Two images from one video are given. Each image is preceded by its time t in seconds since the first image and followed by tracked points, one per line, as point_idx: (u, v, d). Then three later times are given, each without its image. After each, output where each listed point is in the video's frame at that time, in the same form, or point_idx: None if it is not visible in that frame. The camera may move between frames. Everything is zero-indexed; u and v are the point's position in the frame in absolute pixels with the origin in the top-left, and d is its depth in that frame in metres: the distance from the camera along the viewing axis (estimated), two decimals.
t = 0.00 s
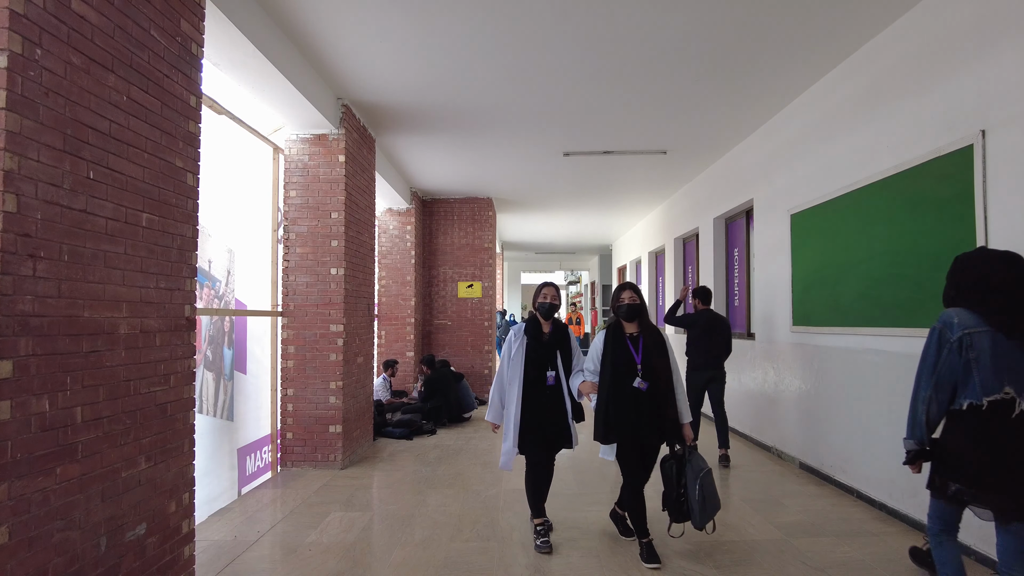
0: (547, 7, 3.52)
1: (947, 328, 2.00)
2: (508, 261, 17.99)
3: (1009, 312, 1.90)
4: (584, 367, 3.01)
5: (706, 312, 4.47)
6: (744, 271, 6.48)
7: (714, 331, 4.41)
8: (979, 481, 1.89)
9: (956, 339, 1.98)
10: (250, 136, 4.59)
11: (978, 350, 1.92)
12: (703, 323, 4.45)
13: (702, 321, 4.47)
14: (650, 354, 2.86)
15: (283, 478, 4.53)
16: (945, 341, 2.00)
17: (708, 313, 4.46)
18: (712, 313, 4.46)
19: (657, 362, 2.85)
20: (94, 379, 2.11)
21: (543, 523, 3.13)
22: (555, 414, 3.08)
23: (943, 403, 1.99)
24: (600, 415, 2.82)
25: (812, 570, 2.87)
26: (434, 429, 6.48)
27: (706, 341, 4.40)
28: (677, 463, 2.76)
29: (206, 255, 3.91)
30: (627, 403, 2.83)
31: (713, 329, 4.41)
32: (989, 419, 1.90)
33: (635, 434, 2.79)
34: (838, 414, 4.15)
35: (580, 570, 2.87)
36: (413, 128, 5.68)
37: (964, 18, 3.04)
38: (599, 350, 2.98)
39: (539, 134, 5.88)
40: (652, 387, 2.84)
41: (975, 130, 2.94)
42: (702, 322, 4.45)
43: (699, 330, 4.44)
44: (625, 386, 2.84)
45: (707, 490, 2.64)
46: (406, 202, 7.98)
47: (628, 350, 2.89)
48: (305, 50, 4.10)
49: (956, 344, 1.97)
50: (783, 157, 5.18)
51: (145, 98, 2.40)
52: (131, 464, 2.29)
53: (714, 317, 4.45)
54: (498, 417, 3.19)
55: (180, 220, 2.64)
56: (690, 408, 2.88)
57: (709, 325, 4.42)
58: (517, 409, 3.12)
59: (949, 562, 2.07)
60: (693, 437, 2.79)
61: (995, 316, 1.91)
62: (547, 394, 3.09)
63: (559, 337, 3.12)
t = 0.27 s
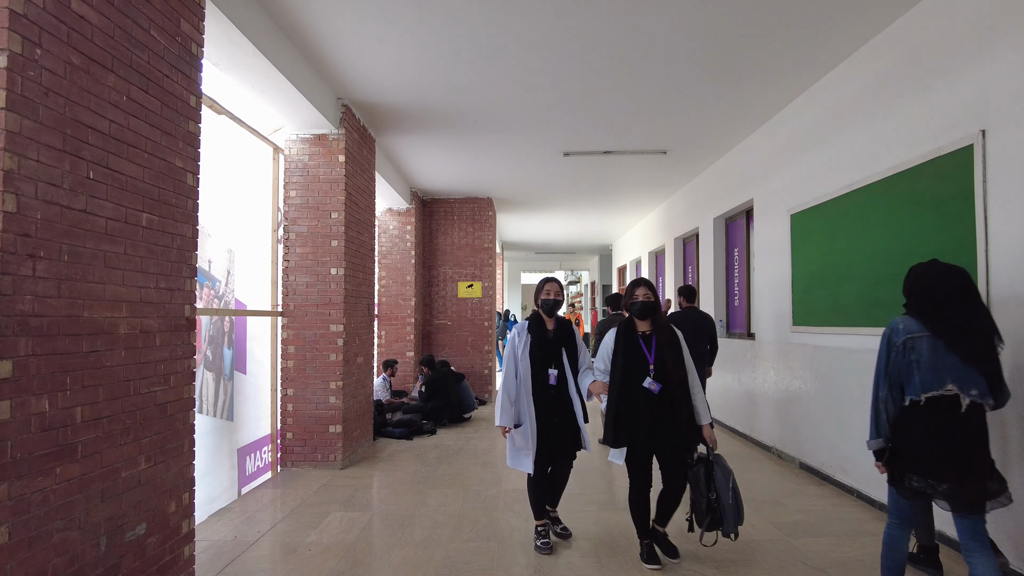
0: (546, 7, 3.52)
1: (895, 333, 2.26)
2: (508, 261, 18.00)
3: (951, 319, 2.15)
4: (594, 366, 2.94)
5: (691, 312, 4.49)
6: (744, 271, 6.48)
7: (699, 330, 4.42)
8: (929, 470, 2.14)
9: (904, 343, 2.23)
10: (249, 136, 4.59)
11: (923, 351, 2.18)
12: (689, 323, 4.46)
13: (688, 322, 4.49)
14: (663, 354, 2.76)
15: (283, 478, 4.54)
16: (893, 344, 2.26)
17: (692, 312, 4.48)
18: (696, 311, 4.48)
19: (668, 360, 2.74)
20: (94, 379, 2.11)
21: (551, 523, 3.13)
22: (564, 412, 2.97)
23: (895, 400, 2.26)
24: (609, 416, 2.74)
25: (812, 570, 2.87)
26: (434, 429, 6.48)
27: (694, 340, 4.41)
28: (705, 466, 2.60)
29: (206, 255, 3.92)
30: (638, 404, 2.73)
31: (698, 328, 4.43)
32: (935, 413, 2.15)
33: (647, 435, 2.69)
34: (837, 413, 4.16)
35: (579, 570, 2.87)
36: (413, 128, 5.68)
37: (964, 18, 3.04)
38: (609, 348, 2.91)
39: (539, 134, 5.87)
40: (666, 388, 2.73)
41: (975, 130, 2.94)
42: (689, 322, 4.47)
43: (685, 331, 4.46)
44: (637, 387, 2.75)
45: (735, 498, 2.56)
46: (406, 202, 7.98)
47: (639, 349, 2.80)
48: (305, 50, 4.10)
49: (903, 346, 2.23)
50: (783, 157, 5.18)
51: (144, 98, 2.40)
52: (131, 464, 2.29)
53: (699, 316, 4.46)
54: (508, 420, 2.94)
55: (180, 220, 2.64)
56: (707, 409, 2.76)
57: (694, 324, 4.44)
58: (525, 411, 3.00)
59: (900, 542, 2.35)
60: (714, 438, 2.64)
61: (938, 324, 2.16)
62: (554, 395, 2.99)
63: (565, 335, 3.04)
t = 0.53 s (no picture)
0: (546, 6, 3.52)
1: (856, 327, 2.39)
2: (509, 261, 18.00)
3: (904, 313, 2.32)
4: (611, 369, 2.86)
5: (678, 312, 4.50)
6: (744, 271, 6.47)
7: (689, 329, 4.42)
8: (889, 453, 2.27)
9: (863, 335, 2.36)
10: (249, 136, 4.59)
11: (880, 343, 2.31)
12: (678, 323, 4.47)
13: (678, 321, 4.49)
14: (682, 358, 2.62)
15: (283, 478, 4.54)
16: (854, 337, 2.38)
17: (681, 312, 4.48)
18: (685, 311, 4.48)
19: (688, 366, 2.61)
20: (94, 380, 2.11)
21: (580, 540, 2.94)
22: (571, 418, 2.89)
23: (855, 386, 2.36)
24: (623, 420, 2.67)
25: (812, 570, 2.87)
26: (434, 429, 6.48)
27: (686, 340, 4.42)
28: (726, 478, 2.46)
29: (206, 255, 3.92)
30: (653, 410, 2.63)
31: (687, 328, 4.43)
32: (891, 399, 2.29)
33: (661, 443, 2.59)
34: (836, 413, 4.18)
35: (579, 570, 2.87)
36: (413, 128, 5.68)
37: (964, 17, 3.04)
38: (627, 350, 2.82)
39: (539, 134, 5.87)
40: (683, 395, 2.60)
41: (976, 131, 2.94)
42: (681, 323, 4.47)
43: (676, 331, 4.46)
44: (654, 391, 2.63)
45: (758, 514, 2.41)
46: (406, 202, 7.98)
47: (658, 352, 2.67)
48: (305, 50, 4.10)
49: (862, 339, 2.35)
50: (783, 157, 5.18)
51: (144, 98, 2.40)
52: (132, 464, 2.29)
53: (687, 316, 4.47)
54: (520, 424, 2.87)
55: (180, 220, 2.64)
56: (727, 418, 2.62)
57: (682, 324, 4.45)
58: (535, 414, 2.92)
59: (884, 532, 2.33)
60: (733, 450, 2.52)
61: (897, 316, 2.31)
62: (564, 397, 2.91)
63: (572, 335, 2.96)
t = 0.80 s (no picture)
0: (546, 6, 3.52)
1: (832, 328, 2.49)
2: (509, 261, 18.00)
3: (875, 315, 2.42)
4: (634, 366, 2.71)
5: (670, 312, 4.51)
6: (744, 271, 6.48)
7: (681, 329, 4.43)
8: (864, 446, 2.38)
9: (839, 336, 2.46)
10: (249, 136, 4.59)
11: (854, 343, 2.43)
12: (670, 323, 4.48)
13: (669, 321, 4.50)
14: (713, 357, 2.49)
15: (283, 478, 4.54)
16: (830, 338, 2.48)
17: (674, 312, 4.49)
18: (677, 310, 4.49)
19: (719, 366, 2.48)
20: (94, 380, 2.11)
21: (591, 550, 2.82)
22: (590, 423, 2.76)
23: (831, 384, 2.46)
24: (645, 420, 2.52)
25: (812, 570, 2.87)
26: (434, 429, 6.48)
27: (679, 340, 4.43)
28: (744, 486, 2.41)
29: (206, 255, 3.92)
30: (679, 412, 2.48)
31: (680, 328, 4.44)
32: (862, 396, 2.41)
33: (687, 445, 2.44)
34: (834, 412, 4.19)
35: (579, 570, 2.87)
36: (413, 128, 5.68)
37: (964, 17, 3.04)
38: (651, 346, 2.67)
39: (539, 134, 5.88)
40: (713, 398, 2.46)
41: (977, 131, 2.94)
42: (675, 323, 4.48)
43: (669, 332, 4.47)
44: (683, 391, 2.47)
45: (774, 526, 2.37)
46: (406, 202, 7.98)
47: (686, 350, 2.52)
48: (306, 51, 4.10)
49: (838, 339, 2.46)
50: (783, 157, 5.18)
51: (144, 98, 2.40)
52: (132, 465, 2.28)
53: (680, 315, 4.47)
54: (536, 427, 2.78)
55: (181, 220, 2.64)
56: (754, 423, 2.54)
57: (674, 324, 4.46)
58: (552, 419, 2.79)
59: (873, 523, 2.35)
60: (759, 457, 2.42)
61: (868, 316, 2.42)
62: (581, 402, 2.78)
63: (591, 336, 2.85)
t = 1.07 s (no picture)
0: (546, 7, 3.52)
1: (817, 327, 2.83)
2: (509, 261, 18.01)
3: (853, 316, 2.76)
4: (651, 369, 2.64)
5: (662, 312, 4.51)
6: (744, 271, 6.48)
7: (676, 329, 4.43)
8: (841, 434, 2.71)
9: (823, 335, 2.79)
10: (250, 136, 4.58)
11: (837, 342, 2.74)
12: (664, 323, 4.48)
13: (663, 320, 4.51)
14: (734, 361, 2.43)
15: (284, 478, 4.54)
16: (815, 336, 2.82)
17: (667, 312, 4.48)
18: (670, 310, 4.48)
19: (739, 366, 2.43)
20: (95, 381, 2.11)
21: (592, 553, 2.79)
22: (614, 427, 2.70)
23: (815, 378, 2.78)
24: (668, 429, 2.44)
25: (812, 570, 2.87)
26: (434, 429, 6.48)
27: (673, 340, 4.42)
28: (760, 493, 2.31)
29: (206, 255, 3.92)
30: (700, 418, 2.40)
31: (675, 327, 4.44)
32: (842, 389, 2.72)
33: (711, 452, 2.37)
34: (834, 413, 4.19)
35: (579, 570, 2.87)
36: (414, 129, 5.68)
37: (964, 18, 3.04)
38: (669, 349, 2.61)
39: (539, 134, 5.87)
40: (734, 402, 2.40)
41: (977, 131, 2.94)
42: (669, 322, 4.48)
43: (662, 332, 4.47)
44: (706, 397, 2.40)
45: (795, 534, 2.20)
46: (406, 202, 7.98)
47: (706, 353, 2.46)
48: (306, 51, 4.11)
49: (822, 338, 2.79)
50: (783, 157, 5.18)
51: (145, 98, 2.40)
52: (132, 465, 2.28)
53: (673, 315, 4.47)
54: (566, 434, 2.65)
55: (181, 220, 2.64)
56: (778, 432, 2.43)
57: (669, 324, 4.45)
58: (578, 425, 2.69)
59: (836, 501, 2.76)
60: (781, 465, 2.35)
61: (845, 317, 2.76)
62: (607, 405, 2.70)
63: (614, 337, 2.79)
